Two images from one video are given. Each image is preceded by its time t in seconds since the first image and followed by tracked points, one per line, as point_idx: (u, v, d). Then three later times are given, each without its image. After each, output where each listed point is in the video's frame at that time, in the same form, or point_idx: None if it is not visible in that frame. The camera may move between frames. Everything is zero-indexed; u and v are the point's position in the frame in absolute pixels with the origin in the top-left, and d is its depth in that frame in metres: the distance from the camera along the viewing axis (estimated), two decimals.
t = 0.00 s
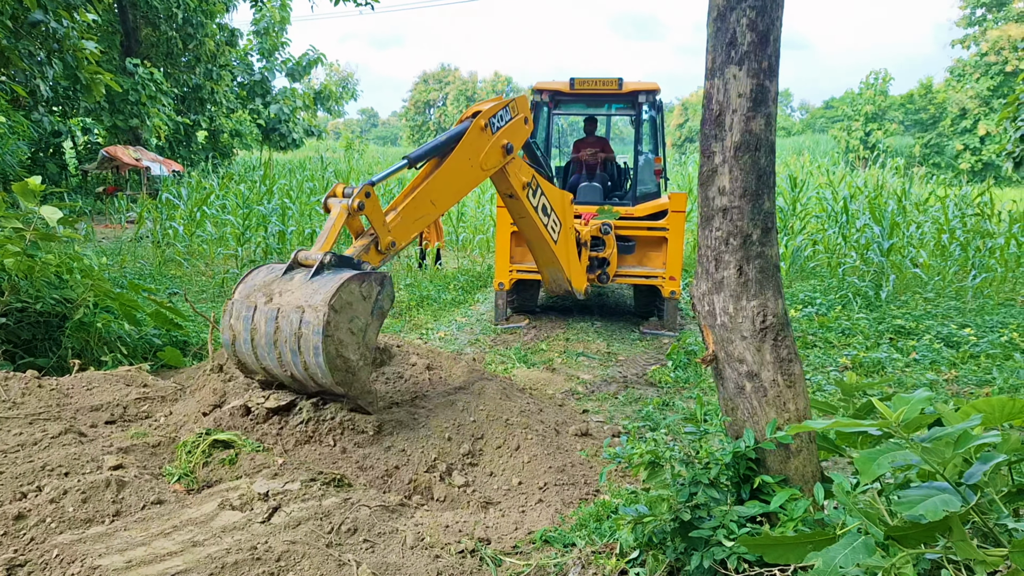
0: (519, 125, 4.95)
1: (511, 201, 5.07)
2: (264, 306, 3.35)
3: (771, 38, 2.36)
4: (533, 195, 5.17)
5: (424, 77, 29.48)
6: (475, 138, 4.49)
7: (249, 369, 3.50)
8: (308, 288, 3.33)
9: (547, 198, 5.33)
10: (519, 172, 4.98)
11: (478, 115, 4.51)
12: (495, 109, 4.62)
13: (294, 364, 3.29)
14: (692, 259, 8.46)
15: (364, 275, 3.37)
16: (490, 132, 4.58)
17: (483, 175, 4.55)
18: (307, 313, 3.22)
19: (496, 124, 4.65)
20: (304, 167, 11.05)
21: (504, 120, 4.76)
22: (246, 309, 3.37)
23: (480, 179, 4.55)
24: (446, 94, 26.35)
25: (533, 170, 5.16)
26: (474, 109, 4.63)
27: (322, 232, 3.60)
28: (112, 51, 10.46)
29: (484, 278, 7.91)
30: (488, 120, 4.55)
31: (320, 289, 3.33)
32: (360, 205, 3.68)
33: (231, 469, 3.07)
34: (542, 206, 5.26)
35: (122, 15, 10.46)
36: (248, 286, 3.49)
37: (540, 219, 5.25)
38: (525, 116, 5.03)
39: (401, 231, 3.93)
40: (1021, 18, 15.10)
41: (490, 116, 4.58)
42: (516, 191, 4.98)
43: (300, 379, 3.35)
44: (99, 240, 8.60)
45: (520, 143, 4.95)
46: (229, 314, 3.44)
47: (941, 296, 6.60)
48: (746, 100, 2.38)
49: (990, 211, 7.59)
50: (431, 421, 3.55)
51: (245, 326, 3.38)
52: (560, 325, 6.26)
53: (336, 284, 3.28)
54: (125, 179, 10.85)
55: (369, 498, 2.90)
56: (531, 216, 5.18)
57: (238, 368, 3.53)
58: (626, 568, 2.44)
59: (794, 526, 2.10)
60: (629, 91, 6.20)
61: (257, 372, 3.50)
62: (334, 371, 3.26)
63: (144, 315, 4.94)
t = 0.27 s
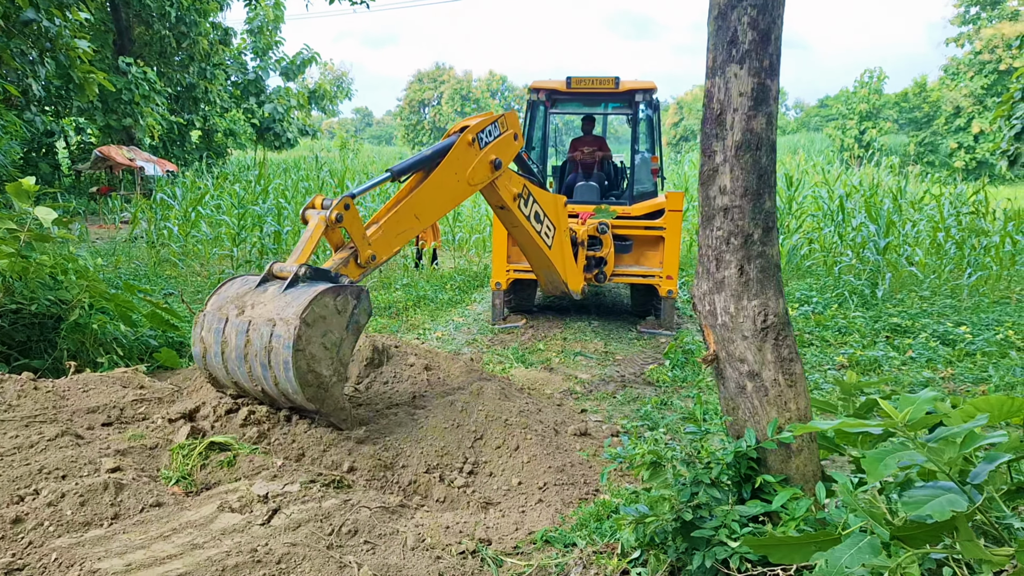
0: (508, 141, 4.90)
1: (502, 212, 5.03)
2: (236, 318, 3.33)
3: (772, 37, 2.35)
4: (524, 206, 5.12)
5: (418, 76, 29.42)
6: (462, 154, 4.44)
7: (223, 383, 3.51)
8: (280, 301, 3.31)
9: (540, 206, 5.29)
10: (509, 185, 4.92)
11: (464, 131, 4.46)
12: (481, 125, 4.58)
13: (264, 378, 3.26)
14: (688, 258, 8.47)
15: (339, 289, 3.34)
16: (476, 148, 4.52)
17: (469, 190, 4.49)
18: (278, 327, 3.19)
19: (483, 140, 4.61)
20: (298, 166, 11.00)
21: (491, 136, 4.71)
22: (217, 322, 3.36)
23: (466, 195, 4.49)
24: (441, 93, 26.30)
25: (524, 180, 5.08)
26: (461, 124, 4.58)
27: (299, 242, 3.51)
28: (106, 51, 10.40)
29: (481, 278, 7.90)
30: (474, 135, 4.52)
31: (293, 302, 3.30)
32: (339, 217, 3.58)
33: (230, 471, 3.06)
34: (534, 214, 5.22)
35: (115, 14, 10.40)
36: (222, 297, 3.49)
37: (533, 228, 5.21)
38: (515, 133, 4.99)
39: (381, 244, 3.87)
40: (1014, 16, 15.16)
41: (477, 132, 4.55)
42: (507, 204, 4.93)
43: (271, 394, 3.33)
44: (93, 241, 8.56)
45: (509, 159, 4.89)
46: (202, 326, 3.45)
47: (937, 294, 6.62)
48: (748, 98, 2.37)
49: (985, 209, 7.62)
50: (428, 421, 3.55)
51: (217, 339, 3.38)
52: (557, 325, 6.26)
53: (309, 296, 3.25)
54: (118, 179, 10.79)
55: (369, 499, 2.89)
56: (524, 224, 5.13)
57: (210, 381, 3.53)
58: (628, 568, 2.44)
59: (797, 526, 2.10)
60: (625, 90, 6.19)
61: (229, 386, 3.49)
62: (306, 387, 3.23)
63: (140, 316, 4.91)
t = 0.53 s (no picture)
0: (509, 142, 4.89)
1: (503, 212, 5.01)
2: (241, 332, 3.25)
3: (780, 34, 2.35)
4: (525, 206, 5.11)
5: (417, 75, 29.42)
6: (464, 156, 4.41)
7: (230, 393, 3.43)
8: (286, 314, 3.22)
9: (541, 206, 5.28)
10: (511, 186, 4.90)
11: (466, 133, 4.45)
12: (483, 126, 4.55)
13: (272, 391, 3.20)
14: (690, 256, 8.46)
15: (344, 301, 3.26)
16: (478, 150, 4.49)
17: (470, 192, 4.45)
18: (285, 341, 3.12)
19: (484, 141, 4.57)
20: (298, 166, 11.00)
21: (492, 137, 4.67)
22: (222, 335, 3.28)
23: (467, 195, 4.45)
24: (439, 91, 26.28)
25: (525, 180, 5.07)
26: (462, 128, 4.55)
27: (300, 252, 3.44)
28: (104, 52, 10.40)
29: (482, 277, 7.90)
30: (476, 137, 4.49)
31: (298, 314, 3.22)
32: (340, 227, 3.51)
33: (236, 473, 3.06)
34: (536, 214, 5.22)
35: (113, 15, 10.39)
36: (224, 310, 3.39)
37: (534, 227, 5.20)
38: (515, 134, 4.98)
39: (383, 250, 3.81)
40: (1014, 11, 15.13)
41: (479, 134, 4.52)
42: (509, 204, 4.92)
43: (279, 406, 3.27)
44: (94, 242, 8.56)
45: (510, 160, 4.87)
46: (206, 339, 3.35)
47: (939, 291, 6.61)
48: (755, 96, 2.37)
49: (986, 206, 7.61)
50: (432, 420, 3.55)
51: (222, 352, 3.30)
52: (560, 324, 6.26)
53: (315, 309, 3.17)
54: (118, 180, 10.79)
55: (374, 500, 2.89)
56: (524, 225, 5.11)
57: (216, 391, 3.46)
58: (636, 568, 2.44)
59: (806, 526, 2.10)
60: (626, 87, 6.18)
61: (235, 397, 3.43)
62: (314, 399, 3.18)
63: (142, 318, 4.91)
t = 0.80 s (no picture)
0: (510, 125, 4.85)
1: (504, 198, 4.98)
2: (254, 327, 3.30)
3: (785, 23, 2.34)
4: (526, 192, 5.09)
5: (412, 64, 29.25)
6: (466, 140, 4.38)
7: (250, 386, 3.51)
8: (297, 308, 3.27)
9: (541, 193, 5.26)
10: (512, 170, 4.88)
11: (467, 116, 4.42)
12: (485, 110, 4.52)
13: (289, 384, 3.27)
14: (688, 245, 8.46)
15: (353, 291, 3.28)
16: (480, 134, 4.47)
17: (474, 176, 4.43)
18: (298, 335, 3.17)
19: (486, 125, 4.55)
20: (293, 156, 10.94)
21: (494, 121, 4.64)
22: (235, 331, 3.33)
23: (470, 180, 4.43)
24: (435, 80, 26.12)
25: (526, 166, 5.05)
26: (464, 111, 4.53)
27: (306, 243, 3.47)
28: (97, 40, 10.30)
29: (480, 267, 7.89)
30: (477, 120, 4.45)
31: (309, 308, 3.26)
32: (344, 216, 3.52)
33: (238, 464, 3.07)
34: (536, 201, 5.19)
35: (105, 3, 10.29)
36: (236, 306, 3.45)
37: (534, 216, 5.19)
38: (516, 117, 4.93)
39: (389, 237, 3.82)
40: None
41: (479, 117, 4.49)
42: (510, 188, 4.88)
43: (298, 396, 3.33)
44: (89, 232, 8.51)
45: (512, 143, 4.84)
46: (221, 336, 3.42)
47: (937, 280, 6.62)
48: (760, 85, 2.37)
49: (983, 194, 7.62)
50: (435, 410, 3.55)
51: (237, 349, 3.37)
52: (558, 314, 6.26)
53: (325, 302, 3.21)
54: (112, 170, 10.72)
55: (378, 491, 2.90)
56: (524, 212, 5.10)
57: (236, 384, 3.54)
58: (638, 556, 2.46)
59: (808, 514, 2.11)
60: (626, 76, 6.15)
61: (256, 389, 3.50)
62: (331, 389, 3.23)
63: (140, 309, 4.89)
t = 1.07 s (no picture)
0: (505, 99, 4.81)
1: (495, 173, 4.97)
2: (223, 243, 3.25)
3: (779, 18, 2.31)
4: (518, 169, 5.07)
5: (406, 55, 29.08)
6: (457, 103, 4.33)
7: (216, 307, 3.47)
8: (265, 225, 3.20)
9: (534, 174, 5.24)
10: (504, 145, 4.86)
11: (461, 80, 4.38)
12: (479, 77, 4.49)
13: (255, 300, 3.21)
14: (681, 239, 8.45)
15: (322, 213, 3.22)
16: (472, 97, 4.42)
17: (464, 140, 4.38)
18: (264, 250, 3.11)
19: (480, 93, 4.52)
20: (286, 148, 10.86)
21: (488, 90, 4.61)
22: (205, 247, 3.29)
23: (461, 143, 4.38)
24: (428, 73, 26.01)
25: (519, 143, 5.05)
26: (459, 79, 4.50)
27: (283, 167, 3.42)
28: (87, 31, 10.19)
29: (473, 260, 7.85)
30: (471, 86, 4.40)
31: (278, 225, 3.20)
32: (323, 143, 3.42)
33: (227, 460, 3.03)
34: (529, 181, 5.17)
35: None
36: (208, 224, 3.40)
37: (525, 196, 5.15)
38: (512, 92, 4.90)
39: (370, 176, 3.73)
40: None
41: (473, 84, 4.44)
42: (501, 163, 4.86)
43: (263, 314, 3.27)
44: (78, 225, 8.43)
45: (507, 115, 4.81)
46: (191, 252, 3.38)
47: (929, 275, 6.63)
48: (754, 81, 2.33)
49: (974, 189, 7.63)
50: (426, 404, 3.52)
51: (207, 265, 3.32)
52: (551, 308, 6.24)
53: (294, 219, 3.14)
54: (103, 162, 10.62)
55: (368, 488, 2.87)
56: (516, 189, 5.06)
57: (204, 304, 3.50)
58: (631, 555, 2.43)
59: (802, 512, 2.09)
60: (619, 70, 6.11)
61: (223, 311, 3.46)
62: (295, 305, 3.17)
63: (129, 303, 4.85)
